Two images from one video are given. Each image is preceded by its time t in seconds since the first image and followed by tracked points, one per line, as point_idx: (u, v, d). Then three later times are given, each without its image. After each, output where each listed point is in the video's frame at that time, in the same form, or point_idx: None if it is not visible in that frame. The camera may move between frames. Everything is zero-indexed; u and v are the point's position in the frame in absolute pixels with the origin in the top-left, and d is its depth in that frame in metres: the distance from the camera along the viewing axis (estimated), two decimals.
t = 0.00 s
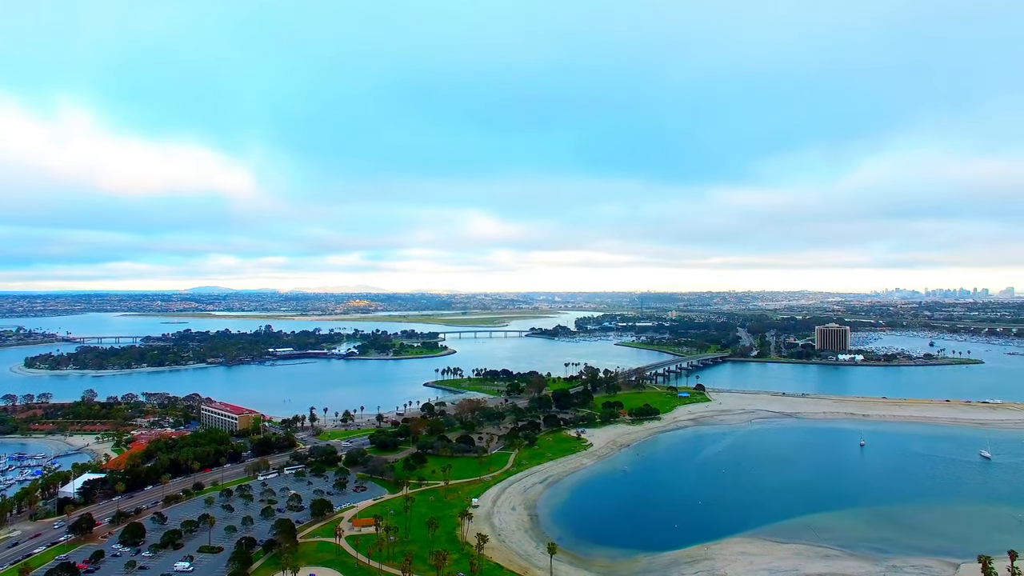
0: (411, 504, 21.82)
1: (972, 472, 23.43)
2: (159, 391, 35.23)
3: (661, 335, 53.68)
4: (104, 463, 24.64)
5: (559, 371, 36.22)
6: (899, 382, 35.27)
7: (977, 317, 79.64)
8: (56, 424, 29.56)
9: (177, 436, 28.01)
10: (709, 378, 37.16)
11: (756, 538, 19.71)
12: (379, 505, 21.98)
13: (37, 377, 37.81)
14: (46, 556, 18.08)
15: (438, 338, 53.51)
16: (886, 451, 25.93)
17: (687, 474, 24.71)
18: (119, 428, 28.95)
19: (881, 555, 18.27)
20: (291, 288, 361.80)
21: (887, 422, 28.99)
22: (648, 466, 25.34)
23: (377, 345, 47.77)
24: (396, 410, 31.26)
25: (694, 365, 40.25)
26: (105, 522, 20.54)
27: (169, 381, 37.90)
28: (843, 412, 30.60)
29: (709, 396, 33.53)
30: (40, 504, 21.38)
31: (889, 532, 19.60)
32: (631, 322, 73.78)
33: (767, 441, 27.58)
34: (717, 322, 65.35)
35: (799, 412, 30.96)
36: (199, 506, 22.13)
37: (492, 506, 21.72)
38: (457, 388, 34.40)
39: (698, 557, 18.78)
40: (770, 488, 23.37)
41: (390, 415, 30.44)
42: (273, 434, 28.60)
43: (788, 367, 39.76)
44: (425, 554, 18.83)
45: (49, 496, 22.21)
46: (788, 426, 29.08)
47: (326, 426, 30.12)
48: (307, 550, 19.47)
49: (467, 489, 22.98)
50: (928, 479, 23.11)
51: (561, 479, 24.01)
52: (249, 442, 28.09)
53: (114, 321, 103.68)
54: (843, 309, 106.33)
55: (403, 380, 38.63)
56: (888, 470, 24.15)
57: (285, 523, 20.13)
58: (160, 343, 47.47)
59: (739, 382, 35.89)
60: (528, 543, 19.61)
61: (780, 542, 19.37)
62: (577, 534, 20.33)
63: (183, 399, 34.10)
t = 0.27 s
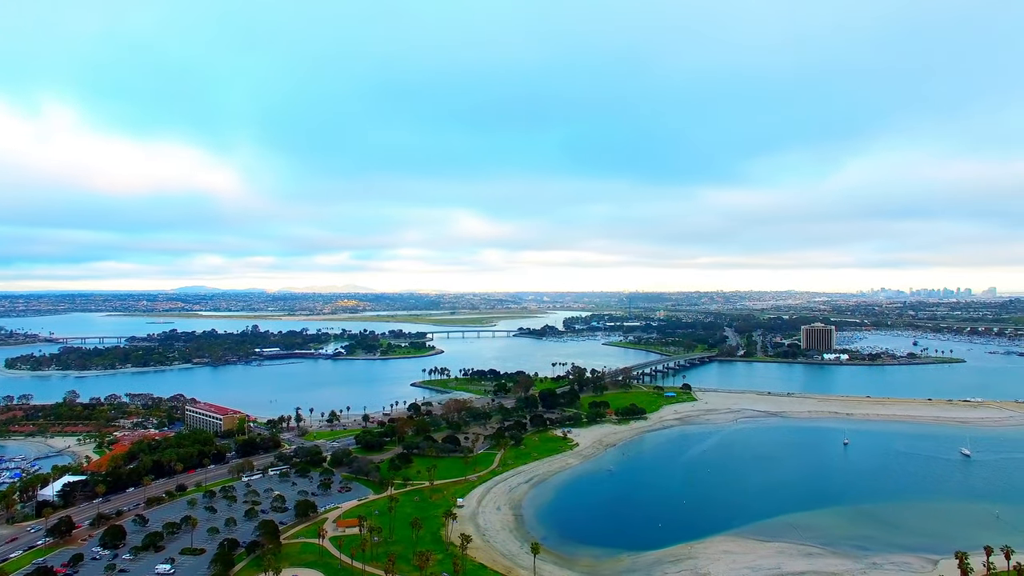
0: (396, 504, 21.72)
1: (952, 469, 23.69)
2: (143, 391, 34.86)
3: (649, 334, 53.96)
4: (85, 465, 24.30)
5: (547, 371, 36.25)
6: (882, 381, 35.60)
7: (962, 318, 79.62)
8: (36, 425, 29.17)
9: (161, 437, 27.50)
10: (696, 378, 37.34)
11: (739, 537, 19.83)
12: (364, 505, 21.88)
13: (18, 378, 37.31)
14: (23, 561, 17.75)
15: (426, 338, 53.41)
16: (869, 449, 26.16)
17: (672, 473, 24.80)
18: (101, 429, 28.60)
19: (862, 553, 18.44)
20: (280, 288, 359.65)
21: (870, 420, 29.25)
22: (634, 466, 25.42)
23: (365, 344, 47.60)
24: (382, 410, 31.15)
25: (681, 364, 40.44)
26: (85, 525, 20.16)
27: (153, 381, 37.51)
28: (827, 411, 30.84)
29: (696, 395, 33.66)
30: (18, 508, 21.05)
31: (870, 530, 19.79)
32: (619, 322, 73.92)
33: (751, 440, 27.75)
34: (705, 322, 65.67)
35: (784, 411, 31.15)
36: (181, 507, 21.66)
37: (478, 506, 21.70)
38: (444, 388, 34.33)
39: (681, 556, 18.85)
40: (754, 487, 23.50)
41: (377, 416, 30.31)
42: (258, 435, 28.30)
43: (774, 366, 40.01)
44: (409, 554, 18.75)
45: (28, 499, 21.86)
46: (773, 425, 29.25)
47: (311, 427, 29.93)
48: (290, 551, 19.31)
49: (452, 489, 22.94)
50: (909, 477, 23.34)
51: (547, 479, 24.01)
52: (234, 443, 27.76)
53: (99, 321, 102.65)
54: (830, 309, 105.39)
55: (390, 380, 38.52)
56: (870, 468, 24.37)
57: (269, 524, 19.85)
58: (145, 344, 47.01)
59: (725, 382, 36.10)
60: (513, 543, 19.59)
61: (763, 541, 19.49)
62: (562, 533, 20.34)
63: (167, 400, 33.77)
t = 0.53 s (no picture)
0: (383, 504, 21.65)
1: (935, 467, 23.93)
2: (129, 392, 34.56)
3: (638, 334, 54.14)
4: (68, 467, 24.00)
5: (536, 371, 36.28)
6: (868, 380, 35.89)
7: (948, 317, 79.65)
8: (20, 427, 28.83)
9: (147, 437, 27.16)
10: (684, 377, 37.48)
11: (725, 536, 19.91)
12: (350, 506, 21.76)
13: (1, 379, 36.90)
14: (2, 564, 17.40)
15: (416, 338, 53.31)
16: (855, 448, 26.34)
17: (660, 472, 24.87)
18: (85, 431, 28.30)
19: (846, 551, 18.56)
20: (271, 288, 357.74)
21: (856, 419, 29.47)
22: (621, 465, 25.44)
23: (354, 344, 47.46)
24: (370, 410, 31.05)
25: (669, 364, 40.59)
26: (66, 527, 19.77)
27: (139, 382, 37.20)
28: (814, 410, 31.02)
29: (684, 395, 33.79)
30: None
31: (854, 528, 19.93)
32: (608, 321, 73.76)
33: (739, 440, 27.87)
34: (694, 322, 65.90)
35: (771, 410, 31.32)
36: (166, 509, 21.19)
37: (465, 506, 21.66)
38: (433, 388, 34.27)
39: (667, 555, 18.91)
40: (741, 486, 23.62)
41: (365, 416, 30.22)
42: (244, 436, 27.95)
43: (762, 366, 40.24)
44: (395, 554, 18.66)
45: (10, 502, 21.54)
46: (760, 425, 29.40)
47: (299, 427, 29.77)
48: (276, 553, 19.11)
49: (440, 489, 22.89)
50: (893, 476, 23.53)
51: (535, 479, 24.00)
52: (220, 444, 27.40)
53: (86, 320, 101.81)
54: (818, 309, 104.93)
55: (379, 380, 38.41)
56: (856, 467, 24.55)
57: (254, 525, 19.56)
58: (132, 344, 46.62)
59: (714, 381, 36.26)
60: (500, 543, 19.57)
61: (748, 539, 19.58)
62: (549, 533, 20.34)
63: (153, 400, 33.48)
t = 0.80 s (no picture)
0: (367, 505, 21.55)
1: (916, 465, 24.19)
2: (112, 393, 34.19)
3: (625, 334, 54.31)
4: (48, 469, 23.64)
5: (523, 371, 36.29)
6: (853, 379, 36.19)
7: (932, 317, 79.97)
8: None
9: (129, 438, 26.72)
10: (671, 377, 37.66)
11: (708, 535, 20.01)
12: (334, 507, 21.58)
13: None
14: None
15: (404, 338, 53.16)
16: (839, 446, 26.55)
17: (645, 471, 24.98)
18: (66, 432, 27.92)
19: (828, 549, 18.71)
20: (260, 288, 355.36)
21: (840, 418, 29.71)
22: (607, 465, 25.48)
23: (341, 344, 47.25)
24: (356, 410, 30.91)
25: (656, 364, 40.74)
26: (44, 531, 19.30)
27: (123, 383, 36.79)
28: (799, 409, 31.24)
29: (670, 394, 33.92)
30: None
31: (836, 526, 20.09)
32: (595, 321, 73.81)
33: (724, 439, 28.01)
34: (682, 321, 66.19)
35: (756, 409, 31.51)
36: (148, 511, 20.67)
37: (449, 507, 21.60)
38: (420, 388, 34.17)
39: (650, 554, 18.96)
40: (725, 485, 23.77)
41: (351, 416, 30.09)
42: (229, 437, 27.50)
43: (748, 365, 40.47)
44: (378, 555, 18.52)
45: None
46: (745, 424, 29.57)
47: (284, 428, 29.54)
48: (258, 554, 18.79)
49: (425, 489, 22.84)
50: (875, 474, 23.76)
51: (520, 479, 23.98)
52: (204, 445, 26.87)
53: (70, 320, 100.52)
54: (803, 309, 104.31)
55: (366, 380, 38.26)
56: (838, 465, 24.75)
57: (237, 526, 19.14)
58: (116, 344, 46.11)
59: (700, 381, 36.44)
60: (484, 543, 19.55)
61: (731, 538, 19.69)
62: (533, 533, 20.33)
63: (136, 401, 33.13)
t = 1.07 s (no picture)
0: (354, 505, 21.43)
1: (901, 463, 24.41)
2: (98, 394, 33.88)
3: (615, 334, 54.40)
4: (31, 472, 23.32)
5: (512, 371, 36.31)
6: (840, 379, 36.42)
7: (919, 317, 80.25)
8: None
9: (114, 440, 26.36)
10: (660, 376, 37.77)
11: (695, 534, 20.08)
12: (320, 508, 21.40)
13: None
14: None
15: (394, 338, 53.03)
16: (825, 446, 26.71)
17: (633, 471, 25.05)
18: (50, 434, 27.59)
19: (813, 548, 18.81)
20: (251, 288, 353.43)
21: (827, 417, 29.90)
22: (595, 465, 25.53)
23: (330, 345, 47.09)
24: (345, 411, 30.79)
25: (646, 363, 40.86)
26: (25, 534, 18.89)
27: (108, 383, 36.46)
28: (786, 408, 31.41)
29: (659, 394, 34.01)
30: None
31: (821, 525, 20.23)
32: (585, 322, 73.45)
33: (712, 438, 28.12)
34: (672, 321, 66.42)
35: (744, 408, 31.66)
36: (132, 512, 20.23)
37: (437, 507, 21.57)
38: (409, 388, 34.10)
39: (637, 553, 19.00)
40: (711, 484, 23.89)
41: (339, 416, 29.98)
42: (216, 437, 27.13)
43: (737, 365, 40.65)
44: (365, 556, 18.39)
45: None
46: (732, 423, 29.70)
47: (272, 428, 29.34)
48: (243, 555, 18.44)
49: (412, 489, 22.80)
50: (860, 473, 23.94)
51: (508, 479, 23.95)
52: (190, 446, 26.45)
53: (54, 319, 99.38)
54: (793, 309, 104.34)
55: (355, 380, 38.14)
56: (825, 465, 24.90)
57: (222, 528, 18.74)
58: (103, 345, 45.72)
59: (689, 380, 36.56)
60: (471, 543, 19.52)
61: (718, 537, 19.78)
62: (520, 533, 20.34)
63: (122, 402, 32.82)
